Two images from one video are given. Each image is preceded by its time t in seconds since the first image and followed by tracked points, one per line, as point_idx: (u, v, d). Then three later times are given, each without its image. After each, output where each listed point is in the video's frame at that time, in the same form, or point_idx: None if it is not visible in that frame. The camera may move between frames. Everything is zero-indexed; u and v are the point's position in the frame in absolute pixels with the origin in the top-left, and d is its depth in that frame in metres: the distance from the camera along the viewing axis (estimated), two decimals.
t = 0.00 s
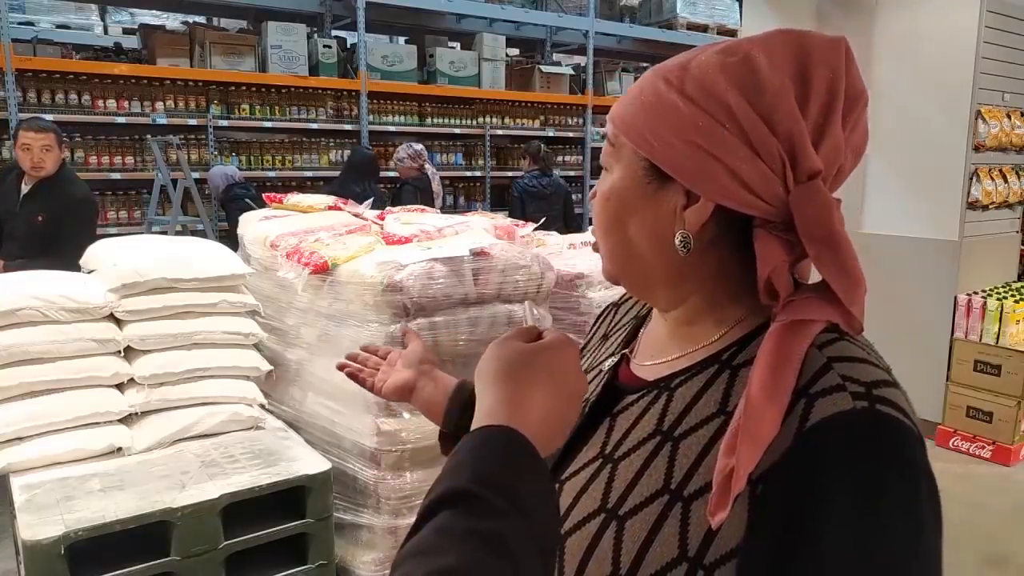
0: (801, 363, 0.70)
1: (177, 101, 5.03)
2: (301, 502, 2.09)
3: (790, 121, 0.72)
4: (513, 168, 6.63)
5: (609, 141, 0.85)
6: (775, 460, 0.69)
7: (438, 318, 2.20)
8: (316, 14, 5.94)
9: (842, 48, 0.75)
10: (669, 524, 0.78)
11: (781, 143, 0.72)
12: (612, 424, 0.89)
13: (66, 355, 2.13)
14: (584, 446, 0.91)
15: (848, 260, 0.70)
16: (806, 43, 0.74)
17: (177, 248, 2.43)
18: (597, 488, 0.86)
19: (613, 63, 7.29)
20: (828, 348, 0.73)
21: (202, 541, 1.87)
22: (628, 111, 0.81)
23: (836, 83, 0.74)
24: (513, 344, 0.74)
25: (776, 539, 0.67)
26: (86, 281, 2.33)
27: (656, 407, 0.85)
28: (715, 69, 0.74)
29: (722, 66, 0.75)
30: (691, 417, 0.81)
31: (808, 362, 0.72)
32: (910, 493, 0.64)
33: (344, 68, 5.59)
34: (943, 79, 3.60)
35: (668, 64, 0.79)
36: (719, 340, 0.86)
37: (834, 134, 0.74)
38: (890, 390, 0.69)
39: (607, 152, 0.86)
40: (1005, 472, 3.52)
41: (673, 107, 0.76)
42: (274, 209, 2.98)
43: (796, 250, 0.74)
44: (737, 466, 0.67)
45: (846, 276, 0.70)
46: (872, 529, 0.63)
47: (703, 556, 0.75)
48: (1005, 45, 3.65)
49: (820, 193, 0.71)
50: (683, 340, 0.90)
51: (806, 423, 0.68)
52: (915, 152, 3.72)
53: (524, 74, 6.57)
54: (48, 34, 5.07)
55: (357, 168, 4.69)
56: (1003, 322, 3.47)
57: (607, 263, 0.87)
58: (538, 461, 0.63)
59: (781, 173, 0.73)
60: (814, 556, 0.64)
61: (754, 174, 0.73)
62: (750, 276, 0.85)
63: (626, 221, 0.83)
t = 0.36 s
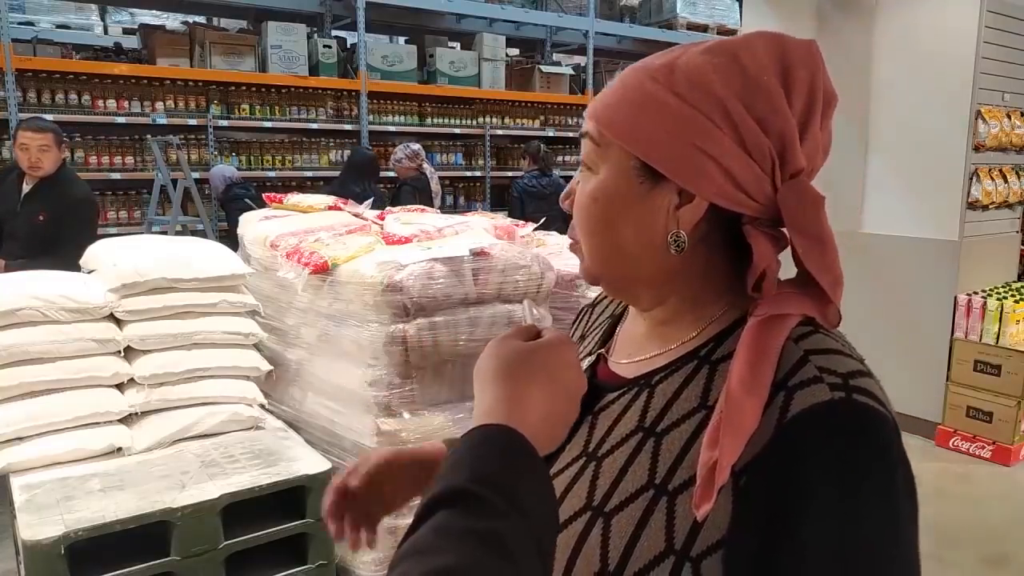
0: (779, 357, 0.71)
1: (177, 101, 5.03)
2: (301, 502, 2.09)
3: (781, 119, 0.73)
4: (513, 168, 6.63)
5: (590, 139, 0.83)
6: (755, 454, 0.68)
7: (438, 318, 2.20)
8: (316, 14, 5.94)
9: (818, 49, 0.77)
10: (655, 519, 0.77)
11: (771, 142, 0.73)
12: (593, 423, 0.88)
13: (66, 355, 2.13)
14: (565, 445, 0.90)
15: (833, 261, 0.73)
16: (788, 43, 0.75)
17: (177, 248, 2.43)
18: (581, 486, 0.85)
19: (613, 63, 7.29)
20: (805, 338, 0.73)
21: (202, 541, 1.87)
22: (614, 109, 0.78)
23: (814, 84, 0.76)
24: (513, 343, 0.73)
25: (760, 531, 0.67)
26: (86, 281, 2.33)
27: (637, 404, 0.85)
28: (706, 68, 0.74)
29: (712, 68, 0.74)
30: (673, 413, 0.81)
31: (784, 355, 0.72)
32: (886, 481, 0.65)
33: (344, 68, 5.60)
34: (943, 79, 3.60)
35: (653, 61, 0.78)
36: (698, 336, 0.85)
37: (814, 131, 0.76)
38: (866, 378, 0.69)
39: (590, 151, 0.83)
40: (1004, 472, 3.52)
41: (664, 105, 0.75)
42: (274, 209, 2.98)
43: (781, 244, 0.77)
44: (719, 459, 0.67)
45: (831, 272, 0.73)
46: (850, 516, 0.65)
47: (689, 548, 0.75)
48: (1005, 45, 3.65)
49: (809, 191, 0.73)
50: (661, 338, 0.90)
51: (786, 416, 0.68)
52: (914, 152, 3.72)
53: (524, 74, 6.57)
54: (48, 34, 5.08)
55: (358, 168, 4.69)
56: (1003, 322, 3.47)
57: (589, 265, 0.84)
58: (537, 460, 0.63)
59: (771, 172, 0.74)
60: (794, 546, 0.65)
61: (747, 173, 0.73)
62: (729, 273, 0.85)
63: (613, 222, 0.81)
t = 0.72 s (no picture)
0: (762, 350, 0.72)
1: (177, 101, 5.03)
2: (301, 502, 2.09)
3: (755, 119, 0.74)
4: (513, 168, 6.64)
5: (566, 138, 0.82)
6: (745, 444, 0.70)
7: (438, 318, 2.20)
8: (316, 14, 5.94)
9: (787, 52, 0.78)
10: (648, 512, 0.79)
11: (746, 141, 0.75)
12: (579, 421, 0.88)
13: (66, 355, 2.13)
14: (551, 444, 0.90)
15: (805, 256, 0.74)
16: (759, 45, 0.76)
17: (176, 248, 2.43)
18: (572, 484, 0.86)
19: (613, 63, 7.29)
20: (784, 332, 0.75)
21: (202, 541, 1.87)
22: (592, 109, 0.78)
23: (786, 86, 0.77)
24: (510, 343, 0.73)
25: (750, 521, 0.70)
26: (86, 281, 2.33)
27: (624, 400, 0.85)
28: (683, 68, 0.75)
29: (688, 70, 0.75)
30: (660, 408, 0.82)
31: (766, 348, 0.74)
32: (868, 463, 0.67)
33: (344, 68, 5.60)
34: (943, 79, 3.60)
35: (629, 62, 0.78)
36: (677, 332, 0.85)
37: (785, 131, 0.78)
38: (845, 367, 0.72)
39: (567, 150, 0.82)
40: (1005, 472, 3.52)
41: (642, 105, 0.75)
42: (274, 209, 2.98)
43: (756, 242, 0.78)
44: (713, 449, 0.69)
45: (805, 267, 0.74)
46: (835, 501, 0.66)
47: (682, 539, 0.76)
48: (1005, 45, 3.65)
49: (782, 190, 0.74)
50: (639, 337, 0.89)
51: (773, 405, 0.70)
52: (914, 152, 3.72)
53: (524, 74, 6.57)
54: (48, 34, 5.08)
55: (358, 168, 4.69)
56: (1003, 322, 3.47)
57: (566, 264, 0.84)
58: (535, 461, 0.63)
59: (745, 171, 0.75)
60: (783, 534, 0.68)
61: (723, 172, 0.74)
62: (707, 270, 0.85)
63: (592, 221, 0.80)
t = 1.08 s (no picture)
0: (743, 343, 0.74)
1: (177, 101, 5.03)
2: (301, 502, 2.09)
3: (720, 118, 0.76)
4: (513, 168, 6.64)
5: (537, 142, 0.83)
6: (733, 433, 0.72)
7: (438, 318, 2.20)
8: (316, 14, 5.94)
9: (749, 52, 0.80)
10: (639, 504, 0.80)
11: (712, 139, 0.76)
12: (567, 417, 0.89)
13: (66, 355, 2.13)
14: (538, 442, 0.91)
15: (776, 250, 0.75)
16: (722, 45, 0.78)
17: (176, 247, 2.43)
18: (562, 480, 0.86)
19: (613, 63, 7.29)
20: (764, 324, 0.77)
21: (202, 541, 1.87)
22: (561, 113, 0.79)
23: (750, 84, 0.79)
24: (508, 343, 0.73)
25: (740, 509, 0.72)
26: (86, 281, 2.33)
27: (610, 396, 0.86)
28: (649, 70, 0.76)
29: (653, 71, 0.76)
30: (647, 402, 0.83)
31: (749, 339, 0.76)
32: (850, 443, 0.70)
33: (344, 68, 5.60)
34: (942, 79, 3.60)
35: (596, 66, 0.80)
36: (658, 329, 0.87)
37: (750, 129, 0.79)
38: (824, 356, 0.74)
39: (539, 154, 0.83)
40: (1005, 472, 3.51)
41: (609, 108, 0.77)
42: (274, 209, 2.98)
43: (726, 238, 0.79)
44: (705, 440, 0.70)
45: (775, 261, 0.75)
46: (823, 488, 0.69)
47: (673, 529, 0.78)
48: (1005, 45, 3.65)
49: (749, 186, 0.76)
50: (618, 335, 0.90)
51: (758, 394, 0.72)
52: (913, 152, 3.73)
53: (524, 74, 6.57)
54: (48, 34, 5.08)
55: (358, 168, 4.69)
56: (1003, 322, 3.47)
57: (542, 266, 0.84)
58: (533, 460, 0.63)
59: (713, 169, 0.77)
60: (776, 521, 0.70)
61: (692, 171, 0.76)
62: (681, 270, 0.86)
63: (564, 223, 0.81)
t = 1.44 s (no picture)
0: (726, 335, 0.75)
1: (177, 101, 5.03)
2: (301, 502, 2.09)
3: (713, 118, 0.77)
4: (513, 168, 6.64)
5: (530, 137, 0.82)
6: (717, 422, 0.75)
7: (438, 318, 2.20)
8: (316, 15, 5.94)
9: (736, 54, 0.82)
10: (629, 496, 0.80)
11: (704, 139, 0.77)
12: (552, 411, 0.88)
13: (66, 355, 2.13)
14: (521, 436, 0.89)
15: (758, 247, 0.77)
16: (714, 47, 0.79)
17: (176, 247, 2.43)
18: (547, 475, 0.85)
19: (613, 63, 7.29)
20: (745, 318, 0.80)
21: (202, 541, 1.87)
22: (557, 108, 0.79)
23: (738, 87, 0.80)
24: (508, 344, 0.73)
25: (726, 498, 0.75)
26: (86, 281, 2.33)
27: (596, 391, 0.85)
28: (645, 69, 0.77)
29: (650, 71, 0.77)
30: (634, 395, 0.83)
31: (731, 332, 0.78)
32: (831, 436, 0.73)
33: (344, 68, 5.60)
34: (942, 79, 3.60)
35: (591, 63, 0.79)
36: (643, 323, 0.87)
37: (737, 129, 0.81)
38: (805, 348, 0.77)
39: (532, 149, 0.82)
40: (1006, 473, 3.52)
41: (607, 105, 0.76)
42: (273, 209, 2.98)
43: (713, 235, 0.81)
44: (689, 430, 0.71)
45: (760, 258, 0.77)
46: (805, 477, 0.72)
47: (662, 518, 0.78)
48: (1005, 45, 3.65)
49: (739, 186, 0.77)
50: (603, 330, 0.91)
51: (743, 385, 0.74)
52: (913, 152, 3.73)
53: (524, 74, 6.58)
54: (48, 34, 5.08)
55: (358, 168, 4.69)
56: (1003, 322, 3.47)
57: (532, 261, 0.84)
58: (533, 461, 0.63)
59: (704, 168, 0.78)
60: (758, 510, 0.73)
61: (685, 169, 0.77)
62: (666, 267, 0.88)
63: (559, 218, 0.80)
